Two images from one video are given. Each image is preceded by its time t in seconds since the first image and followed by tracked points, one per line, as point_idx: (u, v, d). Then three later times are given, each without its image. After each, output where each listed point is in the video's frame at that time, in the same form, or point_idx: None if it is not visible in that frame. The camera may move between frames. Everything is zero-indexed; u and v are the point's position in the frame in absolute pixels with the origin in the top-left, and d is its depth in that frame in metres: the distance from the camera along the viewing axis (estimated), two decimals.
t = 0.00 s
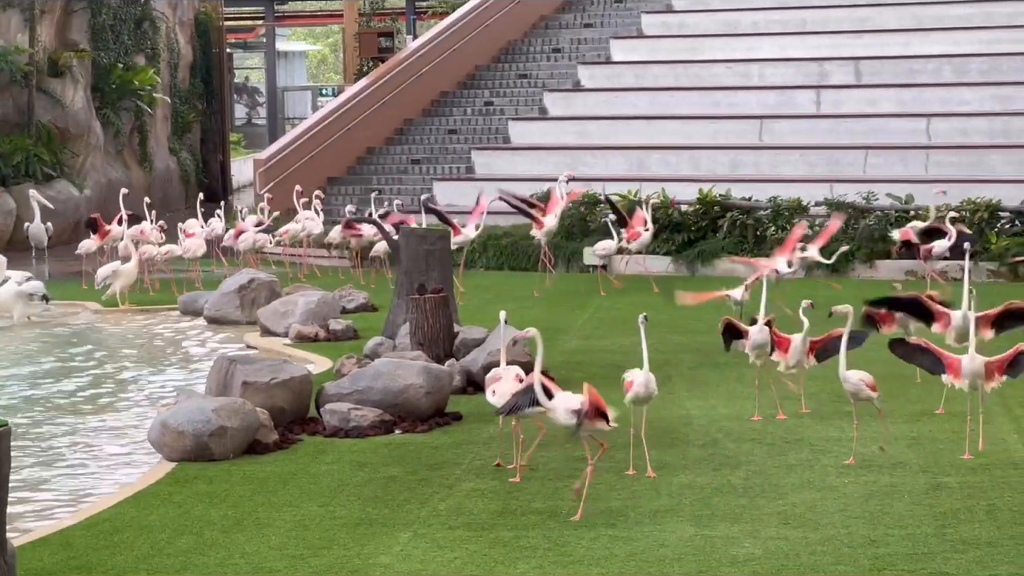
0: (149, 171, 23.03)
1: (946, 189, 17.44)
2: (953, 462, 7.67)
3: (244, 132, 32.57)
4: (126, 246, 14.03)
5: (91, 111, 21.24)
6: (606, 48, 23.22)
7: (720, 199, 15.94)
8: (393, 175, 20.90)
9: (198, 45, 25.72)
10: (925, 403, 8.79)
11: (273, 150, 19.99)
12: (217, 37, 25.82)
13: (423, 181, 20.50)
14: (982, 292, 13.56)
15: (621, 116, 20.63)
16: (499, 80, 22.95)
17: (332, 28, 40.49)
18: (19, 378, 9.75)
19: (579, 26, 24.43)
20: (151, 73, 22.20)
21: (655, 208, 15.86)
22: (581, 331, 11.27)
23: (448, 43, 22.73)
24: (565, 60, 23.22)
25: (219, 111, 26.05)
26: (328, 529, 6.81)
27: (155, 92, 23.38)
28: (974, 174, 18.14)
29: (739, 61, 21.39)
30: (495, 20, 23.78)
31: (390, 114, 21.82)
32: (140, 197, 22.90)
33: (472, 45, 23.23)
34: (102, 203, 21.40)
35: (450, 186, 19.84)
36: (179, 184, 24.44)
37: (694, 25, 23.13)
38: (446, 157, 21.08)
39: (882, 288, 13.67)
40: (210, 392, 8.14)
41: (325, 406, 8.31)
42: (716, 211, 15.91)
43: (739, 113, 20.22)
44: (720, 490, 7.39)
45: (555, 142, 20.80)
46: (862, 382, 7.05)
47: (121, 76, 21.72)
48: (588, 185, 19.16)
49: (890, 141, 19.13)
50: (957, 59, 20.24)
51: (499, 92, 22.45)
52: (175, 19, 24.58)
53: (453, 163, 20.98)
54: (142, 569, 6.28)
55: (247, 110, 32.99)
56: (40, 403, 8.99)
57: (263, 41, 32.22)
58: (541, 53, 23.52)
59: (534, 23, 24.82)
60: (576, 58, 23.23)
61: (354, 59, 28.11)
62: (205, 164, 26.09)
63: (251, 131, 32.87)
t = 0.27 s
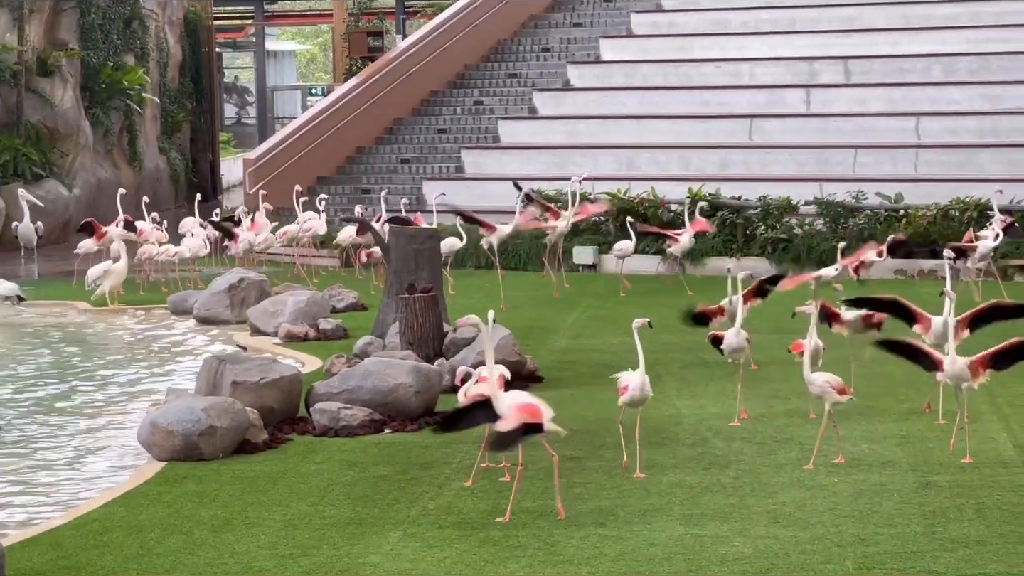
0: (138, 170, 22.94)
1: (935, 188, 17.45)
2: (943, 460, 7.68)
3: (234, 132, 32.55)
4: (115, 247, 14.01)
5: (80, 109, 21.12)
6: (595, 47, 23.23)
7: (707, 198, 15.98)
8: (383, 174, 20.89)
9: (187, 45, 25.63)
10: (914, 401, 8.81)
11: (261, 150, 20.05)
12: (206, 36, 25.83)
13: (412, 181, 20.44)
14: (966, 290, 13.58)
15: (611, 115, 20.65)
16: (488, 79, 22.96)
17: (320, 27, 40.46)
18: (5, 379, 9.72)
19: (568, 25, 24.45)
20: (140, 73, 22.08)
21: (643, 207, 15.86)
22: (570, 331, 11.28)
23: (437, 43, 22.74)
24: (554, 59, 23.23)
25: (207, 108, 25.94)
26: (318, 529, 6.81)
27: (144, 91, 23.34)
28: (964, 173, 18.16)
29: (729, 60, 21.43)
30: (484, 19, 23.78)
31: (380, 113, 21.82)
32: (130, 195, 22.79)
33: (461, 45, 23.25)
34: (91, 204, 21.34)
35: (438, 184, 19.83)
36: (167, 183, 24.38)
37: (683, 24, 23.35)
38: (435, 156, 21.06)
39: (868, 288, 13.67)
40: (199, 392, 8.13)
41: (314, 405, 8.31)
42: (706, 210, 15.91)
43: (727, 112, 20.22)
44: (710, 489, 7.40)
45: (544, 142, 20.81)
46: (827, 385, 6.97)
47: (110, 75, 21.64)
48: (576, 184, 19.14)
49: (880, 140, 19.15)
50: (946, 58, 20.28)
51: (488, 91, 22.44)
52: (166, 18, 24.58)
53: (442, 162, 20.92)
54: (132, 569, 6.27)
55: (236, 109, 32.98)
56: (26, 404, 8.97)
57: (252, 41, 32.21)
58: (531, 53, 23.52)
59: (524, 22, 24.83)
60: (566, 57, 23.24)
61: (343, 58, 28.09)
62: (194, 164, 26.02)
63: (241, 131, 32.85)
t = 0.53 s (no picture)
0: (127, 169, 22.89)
1: (923, 187, 17.48)
2: (931, 459, 7.69)
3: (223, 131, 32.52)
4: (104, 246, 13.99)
5: (66, 109, 21.00)
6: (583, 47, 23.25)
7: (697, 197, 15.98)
8: (371, 173, 20.90)
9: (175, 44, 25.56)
10: (901, 400, 8.83)
11: (250, 149, 19.88)
12: (195, 35, 25.80)
13: (401, 181, 20.43)
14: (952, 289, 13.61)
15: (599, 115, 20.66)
16: (476, 78, 22.96)
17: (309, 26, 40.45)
18: None
19: (557, 25, 24.47)
20: (128, 73, 22.02)
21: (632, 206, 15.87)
22: (559, 330, 11.29)
23: (425, 42, 22.72)
24: (542, 59, 23.24)
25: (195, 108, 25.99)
26: (307, 528, 6.81)
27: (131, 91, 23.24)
28: (952, 172, 18.20)
29: (718, 60, 21.46)
30: (473, 20, 23.77)
31: (368, 113, 21.78)
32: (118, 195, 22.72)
33: (449, 45, 23.24)
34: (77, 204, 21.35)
35: (427, 184, 19.86)
36: (156, 182, 24.33)
37: (672, 23, 23.34)
38: (424, 155, 21.07)
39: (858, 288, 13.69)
40: (187, 391, 8.12)
41: (303, 405, 8.30)
42: (695, 209, 15.91)
43: (715, 112, 20.23)
44: (698, 488, 7.40)
45: (533, 141, 20.84)
46: (791, 387, 7.00)
47: (98, 74, 21.57)
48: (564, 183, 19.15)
49: (868, 139, 19.20)
50: (934, 57, 20.32)
51: (477, 91, 22.43)
52: (154, 18, 24.51)
53: (430, 161, 20.93)
54: (120, 569, 6.26)
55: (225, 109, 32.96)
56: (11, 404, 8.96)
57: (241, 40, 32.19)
58: (519, 52, 23.53)
59: (512, 22, 24.84)
60: (554, 56, 23.25)
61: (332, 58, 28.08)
62: (183, 164, 25.99)
63: (230, 131, 32.84)
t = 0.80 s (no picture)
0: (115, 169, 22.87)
1: (911, 186, 17.51)
2: (919, 458, 7.70)
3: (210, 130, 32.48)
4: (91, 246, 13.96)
5: (54, 106, 20.91)
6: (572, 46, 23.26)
7: (685, 196, 15.99)
8: (359, 172, 20.85)
9: (164, 43, 25.73)
10: (889, 400, 8.84)
11: (237, 149, 19.87)
12: (183, 35, 25.95)
13: (390, 181, 20.42)
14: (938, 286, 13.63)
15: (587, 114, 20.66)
16: (465, 78, 22.95)
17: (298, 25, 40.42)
18: None
19: (545, 24, 24.47)
20: (116, 72, 22.03)
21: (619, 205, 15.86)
22: (547, 329, 11.29)
23: (414, 42, 22.69)
24: (530, 58, 23.23)
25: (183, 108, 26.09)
26: (296, 527, 6.80)
27: (119, 90, 23.28)
28: (940, 172, 18.23)
29: (706, 59, 21.48)
30: (461, 19, 23.75)
31: (356, 112, 21.77)
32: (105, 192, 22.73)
33: (437, 44, 23.24)
34: (64, 203, 21.34)
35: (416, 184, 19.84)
36: (144, 181, 24.35)
37: (660, 23, 23.37)
38: (412, 154, 21.05)
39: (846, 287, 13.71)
40: (175, 391, 8.11)
41: (291, 404, 8.30)
42: (683, 208, 15.93)
43: (704, 112, 20.24)
44: (686, 487, 7.40)
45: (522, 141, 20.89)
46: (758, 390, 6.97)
47: (86, 73, 21.60)
48: (552, 182, 19.15)
49: (857, 139, 19.24)
50: (922, 57, 20.35)
51: (465, 91, 22.42)
52: (141, 16, 24.59)
53: (419, 160, 20.90)
54: (108, 569, 6.25)
55: (214, 109, 32.94)
56: None
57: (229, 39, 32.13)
58: (507, 52, 23.52)
59: (500, 21, 24.83)
60: (543, 56, 23.24)
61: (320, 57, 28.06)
62: (171, 163, 26.08)
63: (218, 130, 32.81)
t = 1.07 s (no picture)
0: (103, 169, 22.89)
1: (899, 186, 17.53)
2: (908, 457, 7.71)
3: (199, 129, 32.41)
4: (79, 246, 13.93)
5: (43, 106, 20.84)
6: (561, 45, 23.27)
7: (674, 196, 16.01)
8: (348, 172, 20.85)
9: (152, 43, 25.74)
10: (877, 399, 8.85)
11: (226, 150, 19.92)
12: (171, 34, 26.10)
13: (379, 179, 20.43)
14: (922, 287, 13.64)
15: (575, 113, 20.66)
16: (454, 76, 22.96)
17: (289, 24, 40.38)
18: None
19: (535, 23, 24.49)
20: (105, 71, 21.93)
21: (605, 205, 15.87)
22: (536, 329, 11.29)
23: (403, 41, 22.70)
24: (520, 57, 23.24)
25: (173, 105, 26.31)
26: (284, 527, 6.80)
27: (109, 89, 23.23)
28: (928, 171, 18.25)
29: (696, 58, 21.48)
30: (450, 18, 23.76)
31: (345, 112, 21.79)
32: (94, 192, 22.73)
33: (426, 44, 23.25)
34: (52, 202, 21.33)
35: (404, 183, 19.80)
36: (133, 180, 24.38)
37: (649, 23, 23.35)
38: (401, 154, 21.03)
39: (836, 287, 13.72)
40: (164, 391, 8.11)
41: (280, 403, 8.31)
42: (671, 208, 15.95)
43: (693, 111, 20.25)
44: (675, 487, 7.41)
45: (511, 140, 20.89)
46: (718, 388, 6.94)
47: (75, 72, 21.50)
48: (541, 181, 19.14)
49: (846, 137, 19.26)
50: (910, 56, 20.36)
51: (454, 89, 22.44)
52: (130, 16, 24.60)
53: (408, 160, 20.89)
54: (97, 569, 6.25)
55: (204, 108, 32.90)
56: None
57: (218, 38, 32.10)
58: (496, 51, 23.53)
59: (489, 20, 24.85)
60: (531, 55, 23.26)
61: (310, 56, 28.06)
62: (160, 162, 26.30)
63: (207, 129, 32.77)
